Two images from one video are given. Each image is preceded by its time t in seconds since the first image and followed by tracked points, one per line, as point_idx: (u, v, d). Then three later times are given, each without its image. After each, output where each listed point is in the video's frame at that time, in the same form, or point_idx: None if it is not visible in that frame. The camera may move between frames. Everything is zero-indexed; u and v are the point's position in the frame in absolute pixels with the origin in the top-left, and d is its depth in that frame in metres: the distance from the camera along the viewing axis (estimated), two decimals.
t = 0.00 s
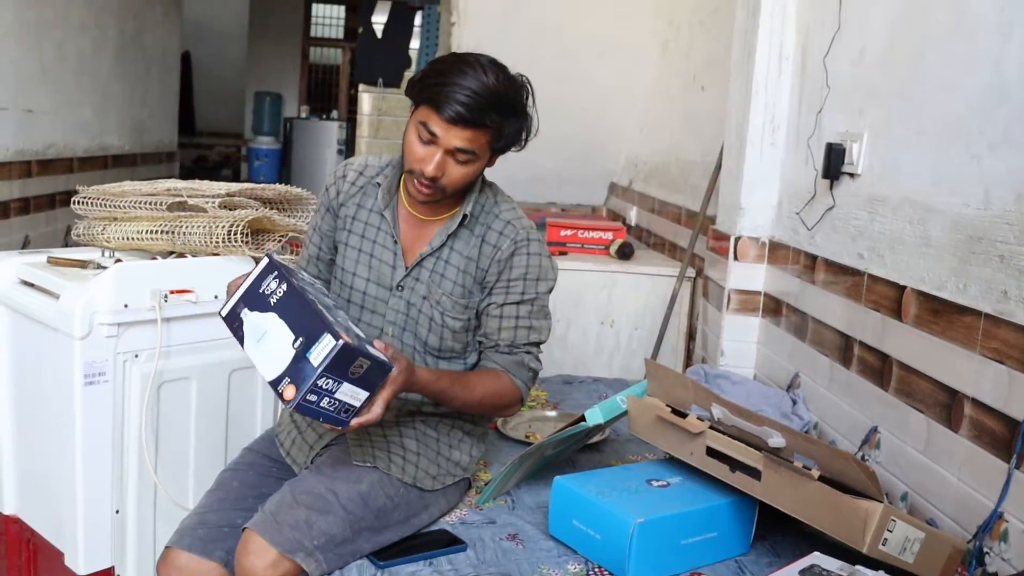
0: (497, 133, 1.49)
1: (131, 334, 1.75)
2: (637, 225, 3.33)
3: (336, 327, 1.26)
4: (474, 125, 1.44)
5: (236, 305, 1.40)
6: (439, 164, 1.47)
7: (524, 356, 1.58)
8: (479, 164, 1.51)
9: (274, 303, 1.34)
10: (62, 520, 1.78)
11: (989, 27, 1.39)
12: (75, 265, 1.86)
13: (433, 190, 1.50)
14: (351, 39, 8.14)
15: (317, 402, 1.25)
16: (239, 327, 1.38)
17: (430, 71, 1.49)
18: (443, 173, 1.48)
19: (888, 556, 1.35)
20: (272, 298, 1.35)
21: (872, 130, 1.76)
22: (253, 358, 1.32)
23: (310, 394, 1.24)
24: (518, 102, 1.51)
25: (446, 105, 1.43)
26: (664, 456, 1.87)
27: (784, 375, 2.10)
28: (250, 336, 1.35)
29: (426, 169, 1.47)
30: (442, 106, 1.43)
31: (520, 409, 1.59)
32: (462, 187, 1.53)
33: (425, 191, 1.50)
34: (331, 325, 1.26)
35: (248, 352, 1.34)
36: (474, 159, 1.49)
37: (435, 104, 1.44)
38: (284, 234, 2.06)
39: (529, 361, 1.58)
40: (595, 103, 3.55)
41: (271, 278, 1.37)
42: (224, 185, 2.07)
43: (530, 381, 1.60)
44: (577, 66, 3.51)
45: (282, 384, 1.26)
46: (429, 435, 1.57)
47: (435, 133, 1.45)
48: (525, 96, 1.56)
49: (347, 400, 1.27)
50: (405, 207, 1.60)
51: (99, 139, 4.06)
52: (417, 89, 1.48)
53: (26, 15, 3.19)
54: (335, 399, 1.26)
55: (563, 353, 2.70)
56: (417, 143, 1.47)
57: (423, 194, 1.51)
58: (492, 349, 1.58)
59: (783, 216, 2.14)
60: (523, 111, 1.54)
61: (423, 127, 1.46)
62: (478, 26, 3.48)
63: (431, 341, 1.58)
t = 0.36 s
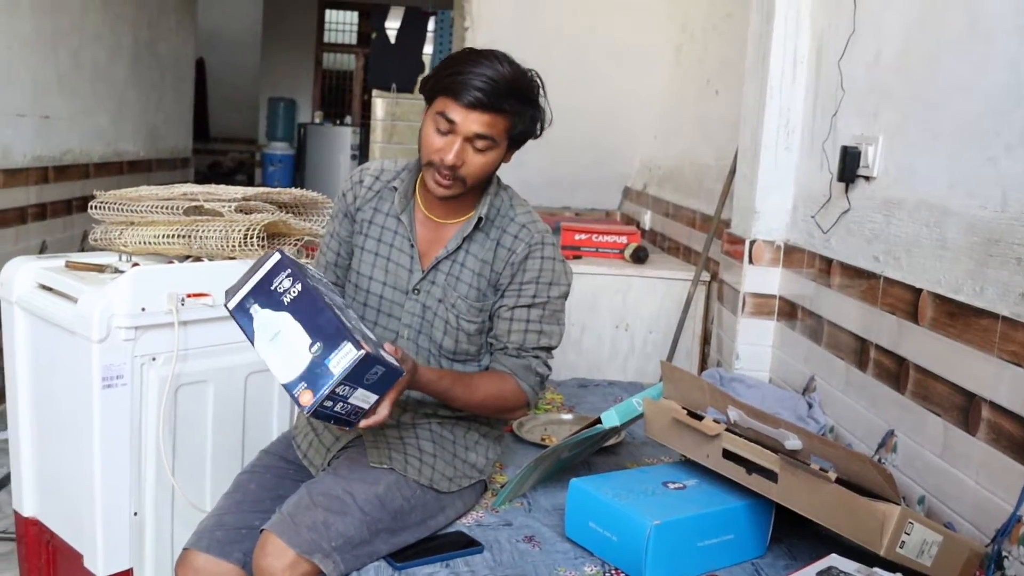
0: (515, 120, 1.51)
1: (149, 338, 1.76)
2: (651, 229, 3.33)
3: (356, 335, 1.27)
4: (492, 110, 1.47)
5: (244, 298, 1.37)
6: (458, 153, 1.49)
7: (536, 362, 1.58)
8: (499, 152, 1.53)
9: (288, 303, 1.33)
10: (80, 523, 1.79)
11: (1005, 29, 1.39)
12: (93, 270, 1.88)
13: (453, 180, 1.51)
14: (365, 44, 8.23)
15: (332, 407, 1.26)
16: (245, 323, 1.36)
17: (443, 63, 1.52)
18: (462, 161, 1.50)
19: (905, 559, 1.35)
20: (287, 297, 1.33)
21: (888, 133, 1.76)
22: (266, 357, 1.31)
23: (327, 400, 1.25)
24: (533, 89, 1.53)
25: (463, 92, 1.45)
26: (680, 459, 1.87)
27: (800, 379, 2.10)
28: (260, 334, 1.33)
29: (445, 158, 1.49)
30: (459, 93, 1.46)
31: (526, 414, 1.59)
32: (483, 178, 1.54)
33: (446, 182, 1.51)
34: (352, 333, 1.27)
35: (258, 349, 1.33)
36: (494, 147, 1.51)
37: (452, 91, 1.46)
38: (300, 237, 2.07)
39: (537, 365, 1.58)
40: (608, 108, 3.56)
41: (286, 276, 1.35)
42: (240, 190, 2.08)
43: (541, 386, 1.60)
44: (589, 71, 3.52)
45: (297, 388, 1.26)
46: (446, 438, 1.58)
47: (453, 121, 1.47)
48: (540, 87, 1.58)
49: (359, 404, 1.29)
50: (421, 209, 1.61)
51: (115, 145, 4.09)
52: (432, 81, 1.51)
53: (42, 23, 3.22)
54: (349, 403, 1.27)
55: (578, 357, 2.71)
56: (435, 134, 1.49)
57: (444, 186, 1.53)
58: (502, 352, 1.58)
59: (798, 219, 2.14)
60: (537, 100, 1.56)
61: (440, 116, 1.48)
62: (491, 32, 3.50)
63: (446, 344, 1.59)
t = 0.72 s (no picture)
0: (539, 97, 1.55)
1: (167, 337, 1.77)
2: (668, 229, 3.33)
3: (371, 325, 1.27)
4: (516, 84, 1.50)
5: (271, 258, 1.36)
6: (489, 132, 1.50)
7: (545, 363, 1.58)
8: (526, 132, 1.55)
9: (312, 275, 1.33)
10: (99, 521, 1.81)
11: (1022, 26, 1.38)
12: (112, 269, 1.89)
13: (487, 161, 1.52)
14: (382, 45, 8.20)
15: (331, 385, 1.27)
16: (265, 281, 1.36)
17: (458, 55, 1.56)
18: (494, 141, 1.51)
19: (922, 559, 1.34)
20: (312, 269, 1.33)
21: (906, 132, 1.75)
22: (279, 324, 1.31)
23: (328, 379, 1.26)
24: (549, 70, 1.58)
25: (487, 70, 1.49)
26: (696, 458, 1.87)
27: (817, 378, 2.09)
28: (278, 298, 1.33)
29: (477, 139, 1.51)
30: (484, 73, 1.50)
31: (532, 411, 1.58)
32: (513, 161, 1.56)
33: (479, 165, 1.53)
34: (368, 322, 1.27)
35: (273, 313, 1.32)
36: (522, 125, 1.53)
37: (475, 73, 1.50)
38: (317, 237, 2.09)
39: (545, 366, 1.58)
40: (624, 107, 3.55)
41: (315, 248, 1.34)
42: (257, 190, 2.09)
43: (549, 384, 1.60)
44: (606, 71, 3.51)
45: (302, 362, 1.27)
46: (462, 436, 1.59)
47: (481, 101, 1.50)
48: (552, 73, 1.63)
49: (357, 387, 1.30)
50: (442, 210, 1.62)
51: (134, 146, 4.12)
52: (450, 71, 1.54)
53: (61, 25, 3.25)
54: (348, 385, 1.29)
55: (594, 356, 2.70)
56: (463, 119, 1.51)
57: (477, 172, 1.53)
58: (513, 350, 1.58)
59: (815, 219, 2.13)
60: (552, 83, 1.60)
61: (465, 100, 1.52)
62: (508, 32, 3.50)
63: (465, 343, 1.59)
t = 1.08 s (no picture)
0: (548, 97, 1.55)
1: (176, 337, 1.77)
2: (677, 226, 3.32)
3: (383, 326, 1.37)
4: (526, 83, 1.50)
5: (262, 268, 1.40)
6: (496, 129, 1.51)
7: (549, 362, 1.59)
8: (533, 132, 1.56)
9: (314, 280, 1.39)
10: (110, 520, 1.81)
11: None
12: (121, 269, 1.90)
13: (493, 159, 1.53)
14: (390, 44, 8.26)
15: (351, 387, 1.32)
16: (264, 292, 1.38)
17: (469, 52, 1.56)
18: (501, 138, 1.51)
19: (934, 555, 1.33)
20: (314, 275, 1.40)
21: (915, 127, 1.74)
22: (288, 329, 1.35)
23: (349, 379, 1.31)
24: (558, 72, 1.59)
25: (498, 68, 1.50)
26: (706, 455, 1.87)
27: (827, 374, 2.08)
28: (281, 306, 1.38)
29: (484, 136, 1.51)
30: (495, 70, 1.50)
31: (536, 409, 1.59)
32: (519, 160, 1.56)
33: (485, 162, 1.53)
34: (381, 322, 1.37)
35: (276, 320, 1.37)
36: (530, 124, 1.54)
37: (485, 70, 1.50)
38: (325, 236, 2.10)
39: (548, 365, 1.58)
40: (631, 105, 3.55)
41: (314, 254, 1.42)
42: (265, 189, 2.09)
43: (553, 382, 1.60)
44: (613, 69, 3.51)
45: (320, 363, 1.33)
46: (471, 434, 1.59)
47: (491, 98, 1.51)
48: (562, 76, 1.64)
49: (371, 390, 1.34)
50: (449, 208, 1.62)
51: (143, 147, 4.13)
52: (461, 67, 1.54)
53: (69, 27, 3.27)
54: (364, 387, 1.33)
55: (603, 354, 2.70)
56: (471, 115, 1.52)
57: (483, 169, 1.53)
58: (518, 349, 1.60)
59: (824, 215, 2.12)
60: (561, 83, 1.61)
61: (475, 96, 1.52)
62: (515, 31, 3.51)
63: (472, 341, 1.59)
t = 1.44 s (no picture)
0: (549, 99, 1.54)
1: (185, 347, 1.77)
2: (681, 223, 3.32)
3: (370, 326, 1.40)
4: (526, 85, 1.50)
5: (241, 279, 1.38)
6: (497, 131, 1.50)
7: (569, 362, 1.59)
8: (534, 134, 1.55)
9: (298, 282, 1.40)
10: (123, 533, 1.82)
11: None
12: (127, 281, 1.90)
13: (494, 161, 1.52)
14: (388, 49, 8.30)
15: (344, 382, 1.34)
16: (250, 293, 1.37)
17: (470, 55, 1.56)
18: (501, 140, 1.51)
19: (949, 546, 1.33)
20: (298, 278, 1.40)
21: (918, 117, 1.73)
22: (280, 341, 1.35)
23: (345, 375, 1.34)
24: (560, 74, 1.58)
25: (499, 70, 1.49)
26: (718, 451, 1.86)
27: (836, 367, 2.08)
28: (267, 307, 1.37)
29: (485, 137, 1.50)
30: (496, 72, 1.50)
31: (560, 409, 1.59)
32: (520, 163, 1.55)
33: (486, 163, 1.52)
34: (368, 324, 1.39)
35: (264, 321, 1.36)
36: (531, 126, 1.53)
37: (486, 72, 1.50)
38: (330, 242, 2.11)
39: (566, 365, 1.57)
40: (632, 102, 3.55)
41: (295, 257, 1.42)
42: (270, 198, 2.09)
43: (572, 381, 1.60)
44: (613, 67, 3.51)
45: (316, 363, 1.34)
46: (483, 437, 1.59)
47: (491, 100, 1.50)
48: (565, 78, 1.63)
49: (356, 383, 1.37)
50: (454, 212, 1.62)
51: (146, 157, 4.14)
52: (462, 69, 1.54)
53: (70, 41, 3.27)
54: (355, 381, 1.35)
55: (611, 353, 2.70)
56: (472, 117, 1.51)
57: (483, 170, 1.53)
58: (535, 351, 1.59)
59: (828, 208, 2.12)
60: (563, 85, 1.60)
61: (476, 98, 1.52)
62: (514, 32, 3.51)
63: (483, 344, 1.59)
